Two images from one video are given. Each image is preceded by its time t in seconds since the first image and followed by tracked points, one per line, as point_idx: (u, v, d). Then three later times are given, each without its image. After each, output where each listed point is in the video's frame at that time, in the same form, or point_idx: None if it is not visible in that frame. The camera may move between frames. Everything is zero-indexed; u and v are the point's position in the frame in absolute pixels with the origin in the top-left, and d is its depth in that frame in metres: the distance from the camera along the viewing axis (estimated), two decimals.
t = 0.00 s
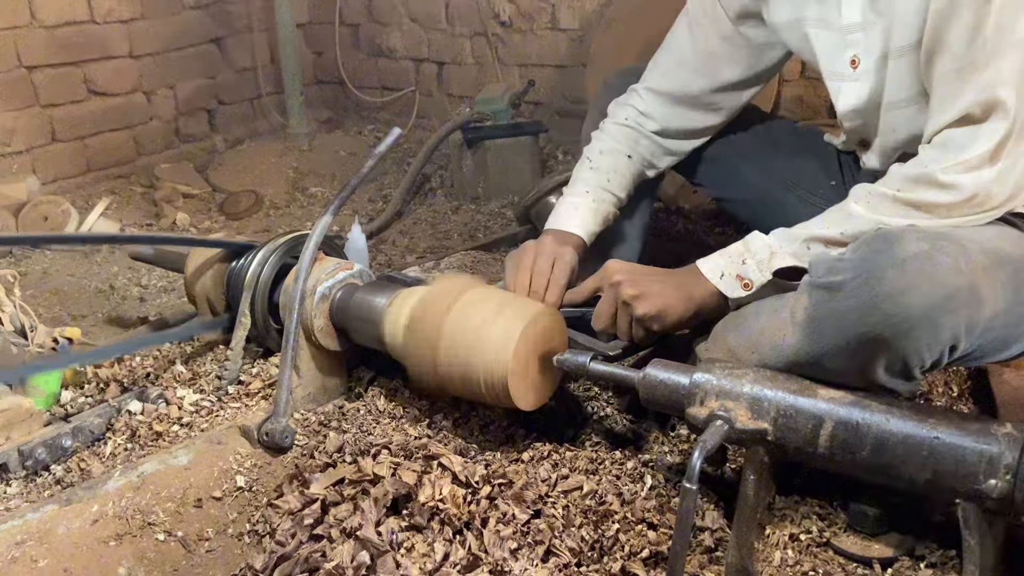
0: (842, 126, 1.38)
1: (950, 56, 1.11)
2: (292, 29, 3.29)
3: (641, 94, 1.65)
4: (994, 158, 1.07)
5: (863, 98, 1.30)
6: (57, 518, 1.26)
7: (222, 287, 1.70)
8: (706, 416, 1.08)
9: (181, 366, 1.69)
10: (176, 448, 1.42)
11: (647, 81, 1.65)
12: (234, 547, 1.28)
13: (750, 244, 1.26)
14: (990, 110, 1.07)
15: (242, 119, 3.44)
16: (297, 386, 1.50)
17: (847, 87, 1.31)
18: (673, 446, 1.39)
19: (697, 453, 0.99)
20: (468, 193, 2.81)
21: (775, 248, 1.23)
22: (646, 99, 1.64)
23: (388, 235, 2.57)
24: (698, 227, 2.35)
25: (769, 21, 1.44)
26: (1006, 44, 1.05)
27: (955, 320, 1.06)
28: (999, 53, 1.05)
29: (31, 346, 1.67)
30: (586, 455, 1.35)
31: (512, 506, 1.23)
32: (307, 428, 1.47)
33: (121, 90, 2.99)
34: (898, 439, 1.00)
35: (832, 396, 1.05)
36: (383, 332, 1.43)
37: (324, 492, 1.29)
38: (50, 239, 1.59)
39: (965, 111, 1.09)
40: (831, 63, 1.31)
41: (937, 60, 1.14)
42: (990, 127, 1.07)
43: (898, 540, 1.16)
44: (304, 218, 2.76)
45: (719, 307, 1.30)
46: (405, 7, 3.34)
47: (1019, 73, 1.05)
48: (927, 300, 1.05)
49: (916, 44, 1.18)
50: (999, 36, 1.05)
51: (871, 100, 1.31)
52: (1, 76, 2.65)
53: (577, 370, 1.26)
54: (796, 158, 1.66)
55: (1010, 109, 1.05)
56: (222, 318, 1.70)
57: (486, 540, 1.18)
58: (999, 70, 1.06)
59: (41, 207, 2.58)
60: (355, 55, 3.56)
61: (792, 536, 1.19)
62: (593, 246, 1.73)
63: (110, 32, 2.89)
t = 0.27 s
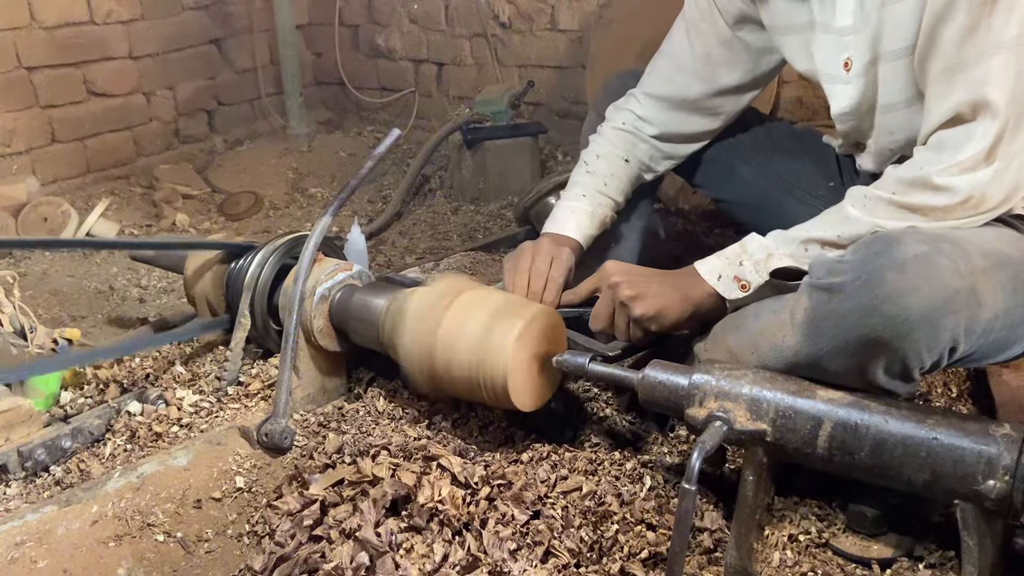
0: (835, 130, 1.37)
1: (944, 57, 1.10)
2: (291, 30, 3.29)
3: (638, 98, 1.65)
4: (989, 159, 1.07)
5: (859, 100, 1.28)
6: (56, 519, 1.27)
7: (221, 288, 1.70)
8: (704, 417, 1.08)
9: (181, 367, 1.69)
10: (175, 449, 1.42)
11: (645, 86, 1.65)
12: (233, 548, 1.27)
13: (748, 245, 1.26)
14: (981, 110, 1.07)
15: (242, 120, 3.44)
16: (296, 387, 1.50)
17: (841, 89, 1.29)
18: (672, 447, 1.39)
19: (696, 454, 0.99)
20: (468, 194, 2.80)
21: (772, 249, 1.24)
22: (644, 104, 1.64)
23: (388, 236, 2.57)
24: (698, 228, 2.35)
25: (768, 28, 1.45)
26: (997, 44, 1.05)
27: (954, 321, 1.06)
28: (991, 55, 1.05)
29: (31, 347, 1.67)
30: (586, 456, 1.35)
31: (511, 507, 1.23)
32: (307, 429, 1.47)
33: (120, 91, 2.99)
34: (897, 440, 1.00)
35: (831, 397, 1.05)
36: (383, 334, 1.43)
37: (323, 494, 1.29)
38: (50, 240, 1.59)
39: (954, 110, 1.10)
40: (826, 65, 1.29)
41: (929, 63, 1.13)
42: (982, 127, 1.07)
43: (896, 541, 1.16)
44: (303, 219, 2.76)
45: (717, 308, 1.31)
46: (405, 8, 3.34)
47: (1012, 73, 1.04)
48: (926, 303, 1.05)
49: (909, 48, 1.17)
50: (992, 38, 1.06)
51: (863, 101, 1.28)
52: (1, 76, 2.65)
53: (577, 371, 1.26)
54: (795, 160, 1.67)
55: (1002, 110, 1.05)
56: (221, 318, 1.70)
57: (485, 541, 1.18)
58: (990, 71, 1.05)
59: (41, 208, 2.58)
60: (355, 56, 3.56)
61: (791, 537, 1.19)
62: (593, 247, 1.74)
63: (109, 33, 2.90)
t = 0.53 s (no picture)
0: (834, 132, 1.37)
1: (942, 60, 1.11)
2: (291, 30, 3.30)
3: (637, 100, 1.66)
4: (985, 161, 1.07)
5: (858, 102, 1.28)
6: (55, 520, 1.26)
7: (221, 289, 1.70)
8: (703, 418, 1.08)
9: (180, 367, 1.69)
10: (174, 450, 1.42)
11: (644, 88, 1.65)
12: (232, 548, 1.27)
13: (745, 246, 1.26)
14: (977, 112, 1.07)
15: (242, 120, 3.44)
16: (295, 388, 1.50)
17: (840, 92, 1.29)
18: (671, 447, 1.39)
19: (694, 455, 0.99)
20: (468, 194, 2.80)
21: (769, 250, 1.24)
22: (642, 105, 1.64)
23: (387, 237, 2.57)
24: (696, 229, 2.35)
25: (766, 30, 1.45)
26: (994, 45, 1.05)
27: (954, 322, 1.06)
28: (988, 56, 1.05)
29: (30, 347, 1.67)
30: (585, 457, 1.35)
31: (510, 507, 1.23)
32: (306, 429, 1.48)
33: (120, 92, 2.99)
34: (895, 441, 1.00)
35: (829, 397, 1.05)
36: (382, 335, 1.43)
37: (322, 494, 1.29)
38: (49, 240, 1.59)
39: (950, 111, 1.10)
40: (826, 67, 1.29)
41: (927, 65, 1.14)
42: (979, 129, 1.07)
43: (895, 541, 1.16)
44: (302, 220, 2.76)
45: (715, 309, 1.31)
46: (405, 9, 3.34)
47: (1009, 75, 1.05)
48: (925, 303, 1.05)
49: (907, 52, 1.17)
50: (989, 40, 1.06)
51: (860, 102, 1.28)
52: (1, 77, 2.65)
53: (576, 372, 1.26)
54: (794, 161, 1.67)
55: (998, 111, 1.05)
56: (221, 319, 1.70)
57: (484, 542, 1.18)
58: (988, 72, 1.05)
59: (40, 209, 2.58)
60: (355, 57, 3.56)
61: (789, 537, 1.19)
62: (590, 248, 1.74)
63: (109, 33, 2.90)
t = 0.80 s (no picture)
0: (833, 134, 1.38)
1: (941, 62, 1.11)
2: (291, 30, 3.29)
3: (637, 101, 1.65)
4: (982, 162, 1.08)
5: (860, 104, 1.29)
6: (54, 521, 1.26)
7: (220, 290, 1.71)
8: (703, 418, 1.08)
9: (179, 367, 1.69)
10: (174, 450, 1.42)
11: (643, 89, 1.65)
12: (232, 548, 1.27)
13: (742, 246, 1.26)
14: (973, 113, 1.07)
15: (241, 120, 3.44)
16: (295, 388, 1.50)
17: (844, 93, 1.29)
18: (671, 447, 1.39)
19: (693, 455, 0.99)
20: (467, 195, 2.80)
21: (766, 250, 1.24)
22: (642, 106, 1.64)
23: (387, 237, 2.57)
24: (696, 229, 2.35)
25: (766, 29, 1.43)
26: (991, 48, 1.05)
27: (953, 322, 1.06)
28: (986, 58, 1.05)
29: (29, 348, 1.67)
30: (585, 457, 1.35)
31: (510, 508, 1.23)
32: (305, 430, 1.48)
33: (120, 92, 2.99)
34: (895, 441, 1.00)
35: (829, 397, 1.05)
36: (381, 335, 1.43)
37: (321, 494, 1.29)
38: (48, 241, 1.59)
39: (947, 113, 1.11)
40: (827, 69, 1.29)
41: (926, 66, 1.14)
42: (975, 131, 1.07)
43: (895, 542, 1.16)
44: (302, 220, 2.76)
45: (713, 309, 1.31)
46: (404, 9, 3.34)
47: (1006, 77, 1.05)
48: (925, 303, 1.05)
49: (906, 55, 1.18)
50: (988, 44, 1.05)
51: (860, 105, 1.29)
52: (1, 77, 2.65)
53: (576, 372, 1.26)
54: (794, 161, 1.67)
55: (995, 113, 1.05)
56: (221, 319, 1.70)
57: (484, 542, 1.18)
58: (985, 74, 1.05)
59: (40, 209, 2.58)
60: (355, 57, 3.56)
61: (789, 538, 1.19)
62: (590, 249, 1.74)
63: (108, 34, 2.90)
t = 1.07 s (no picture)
0: (832, 134, 1.38)
1: (941, 62, 1.10)
2: (291, 30, 3.29)
3: (637, 101, 1.65)
4: (980, 162, 1.08)
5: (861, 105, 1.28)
6: (53, 521, 1.26)
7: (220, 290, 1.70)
8: (702, 418, 1.08)
9: (179, 367, 1.69)
10: (173, 450, 1.42)
11: (644, 89, 1.65)
12: (231, 549, 1.27)
13: (740, 247, 1.26)
14: (973, 113, 1.07)
15: (241, 120, 3.44)
16: (294, 388, 1.50)
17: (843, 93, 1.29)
18: (670, 448, 1.39)
19: (693, 455, 0.99)
20: (467, 194, 2.80)
21: (764, 251, 1.24)
22: (642, 106, 1.64)
23: (386, 237, 2.57)
24: (696, 229, 2.35)
25: (767, 30, 1.44)
26: (991, 48, 1.05)
27: (953, 322, 1.06)
28: (985, 59, 1.05)
29: (28, 348, 1.67)
30: (584, 457, 1.35)
31: (509, 508, 1.23)
32: (305, 430, 1.47)
33: (119, 92, 2.99)
34: (895, 442, 1.00)
35: (829, 397, 1.05)
36: (381, 335, 1.43)
37: (320, 495, 1.29)
38: (47, 241, 1.59)
39: (947, 113, 1.10)
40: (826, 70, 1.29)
41: (925, 68, 1.13)
42: (974, 131, 1.07)
43: (895, 542, 1.16)
44: (301, 220, 2.76)
45: (711, 309, 1.31)
46: (404, 9, 3.33)
47: (1005, 77, 1.05)
48: (925, 303, 1.05)
49: (906, 56, 1.17)
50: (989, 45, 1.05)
51: (859, 106, 1.28)
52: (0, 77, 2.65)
53: (575, 372, 1.26)
54: (794, 161, 1.67)
55: (994, 114, 1.05)
56: (220, 319, 1.70)
57: (483, 542, 1.17)
58: (984, 74, 1.06)
59: (39, 209, 2.58)
60: (354, 58, 3.56)
61: (789, 538, 1.18)
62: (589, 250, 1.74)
63: (108, 34, 2.89)
